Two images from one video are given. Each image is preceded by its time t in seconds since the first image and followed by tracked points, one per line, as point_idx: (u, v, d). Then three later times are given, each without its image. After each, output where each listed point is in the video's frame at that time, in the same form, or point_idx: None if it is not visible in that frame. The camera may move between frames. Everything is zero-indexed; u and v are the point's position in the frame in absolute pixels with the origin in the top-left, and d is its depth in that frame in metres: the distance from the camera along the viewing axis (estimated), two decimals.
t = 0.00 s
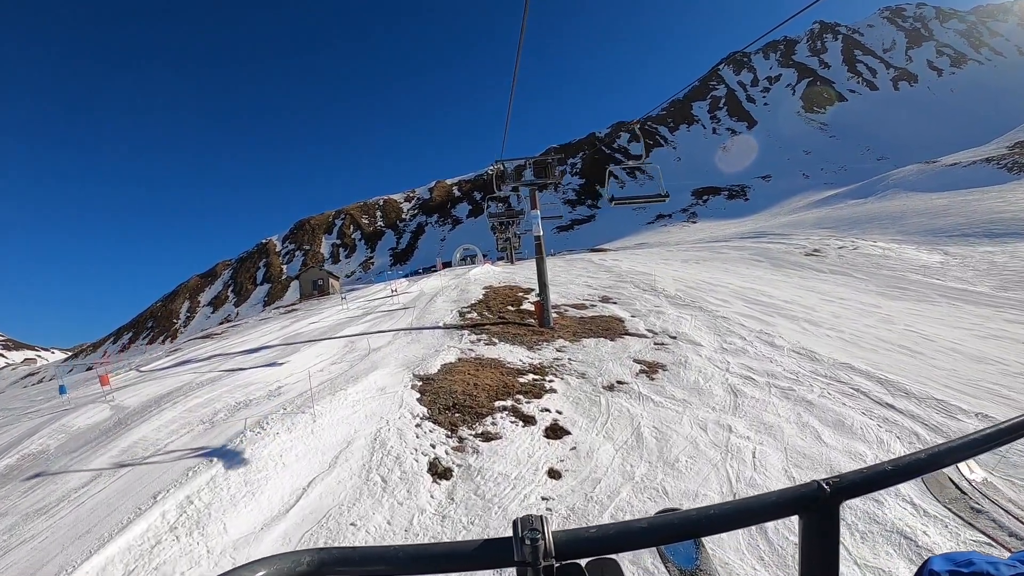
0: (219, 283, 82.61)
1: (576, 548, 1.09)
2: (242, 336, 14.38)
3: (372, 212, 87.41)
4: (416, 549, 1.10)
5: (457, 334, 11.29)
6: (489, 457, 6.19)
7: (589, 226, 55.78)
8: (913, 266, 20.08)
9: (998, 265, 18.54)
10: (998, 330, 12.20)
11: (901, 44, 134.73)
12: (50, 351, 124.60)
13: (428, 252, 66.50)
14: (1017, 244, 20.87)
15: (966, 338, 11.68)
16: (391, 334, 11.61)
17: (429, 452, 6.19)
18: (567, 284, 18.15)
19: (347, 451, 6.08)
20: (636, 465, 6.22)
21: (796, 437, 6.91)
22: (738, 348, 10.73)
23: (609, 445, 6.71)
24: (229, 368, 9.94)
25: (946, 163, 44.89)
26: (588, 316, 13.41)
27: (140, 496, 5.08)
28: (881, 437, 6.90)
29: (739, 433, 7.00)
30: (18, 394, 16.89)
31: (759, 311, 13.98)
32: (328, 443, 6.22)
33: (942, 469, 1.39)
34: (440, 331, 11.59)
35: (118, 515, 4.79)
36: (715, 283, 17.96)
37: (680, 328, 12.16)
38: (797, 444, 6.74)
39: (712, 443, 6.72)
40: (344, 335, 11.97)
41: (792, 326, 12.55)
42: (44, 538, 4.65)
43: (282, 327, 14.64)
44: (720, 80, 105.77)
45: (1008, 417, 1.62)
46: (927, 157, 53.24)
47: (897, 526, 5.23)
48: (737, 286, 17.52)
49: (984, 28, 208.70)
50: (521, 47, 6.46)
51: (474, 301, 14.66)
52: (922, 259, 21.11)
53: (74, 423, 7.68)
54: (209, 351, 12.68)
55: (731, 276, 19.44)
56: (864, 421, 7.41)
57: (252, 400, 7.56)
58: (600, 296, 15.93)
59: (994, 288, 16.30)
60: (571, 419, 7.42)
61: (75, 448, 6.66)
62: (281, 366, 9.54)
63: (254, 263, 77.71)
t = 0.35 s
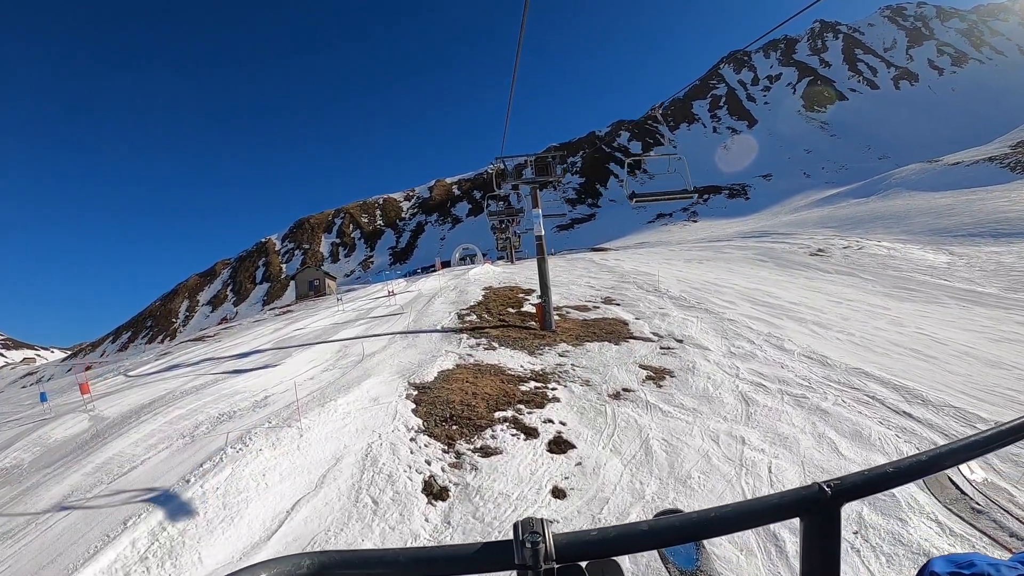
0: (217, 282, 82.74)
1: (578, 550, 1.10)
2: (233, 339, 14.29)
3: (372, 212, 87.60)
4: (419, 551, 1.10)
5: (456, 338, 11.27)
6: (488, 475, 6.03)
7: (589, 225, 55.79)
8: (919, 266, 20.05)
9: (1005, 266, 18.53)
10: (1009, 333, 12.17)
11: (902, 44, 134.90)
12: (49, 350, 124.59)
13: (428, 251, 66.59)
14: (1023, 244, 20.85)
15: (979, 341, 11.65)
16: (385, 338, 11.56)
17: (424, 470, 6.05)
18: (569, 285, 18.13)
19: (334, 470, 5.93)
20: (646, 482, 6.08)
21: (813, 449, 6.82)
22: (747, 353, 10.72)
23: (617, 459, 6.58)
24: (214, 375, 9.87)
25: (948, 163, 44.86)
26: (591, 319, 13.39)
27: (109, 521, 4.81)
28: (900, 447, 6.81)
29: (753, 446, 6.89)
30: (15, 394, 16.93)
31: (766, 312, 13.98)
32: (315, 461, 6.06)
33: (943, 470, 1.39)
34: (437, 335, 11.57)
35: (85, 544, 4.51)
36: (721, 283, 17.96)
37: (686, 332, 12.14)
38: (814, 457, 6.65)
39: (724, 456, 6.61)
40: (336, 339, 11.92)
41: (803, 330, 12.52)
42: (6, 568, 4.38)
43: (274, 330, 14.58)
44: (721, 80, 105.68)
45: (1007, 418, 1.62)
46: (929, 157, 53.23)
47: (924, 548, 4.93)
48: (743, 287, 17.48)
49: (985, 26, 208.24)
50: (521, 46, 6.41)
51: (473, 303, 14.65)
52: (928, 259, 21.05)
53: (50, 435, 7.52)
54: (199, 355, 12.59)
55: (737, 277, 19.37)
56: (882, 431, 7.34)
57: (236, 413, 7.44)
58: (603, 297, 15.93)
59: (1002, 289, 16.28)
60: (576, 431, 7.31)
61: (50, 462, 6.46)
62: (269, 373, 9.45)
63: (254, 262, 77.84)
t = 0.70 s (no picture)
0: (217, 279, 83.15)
1: (578, 551, 1.11)
2: (225, 341, 14.28)
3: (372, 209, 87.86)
4: (421, 553, 1.09)
5: (454, 342, 11.26)
6: (487, 495, 5.80)
7: (589, 223, 55.88)
8: (926, 266, 20.03)
9: (1013, 267, 18.49)
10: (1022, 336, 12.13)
11: (904, 42, 135.22)
12: (49, 347, 124.73)
13: (428, 248, 66.72)
14: None
15: (991, 344, 11.63)
16: (378, 342, 11.51)
17: (419, 489, 5.79)
18: (571, 285, 18.11)
19: (322, 489, 5.65)
20: (656, 500, 5.85)
21: (831, 462, 6.68)
22: (757, 357, 10.69)
23: (624, 473, 6.38)
24: (199, 381, 9.80)
25: (951, 162, 44.81)
26: (595, 320, 13.38)
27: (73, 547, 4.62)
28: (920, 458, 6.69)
29: (768, 459, 6.73)
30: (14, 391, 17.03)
31: (774, 314, 13.99)
32: (301, 479, 5.81)
33: (944, 473, 1.38)
34: (434, 339, 11.51)
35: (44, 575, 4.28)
36: (728, 283, 17.98)
37: (693, 334, 12.09)
38: (833, 470, 6.47)
39: (739, 471, 6.45)
40: (329, 342, 11.90)
41: (813, 331, 12.56)
42: None
43: (267, 331, 14.56)
44: (722, 78, 105.35)
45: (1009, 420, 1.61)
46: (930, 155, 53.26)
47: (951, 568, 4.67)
48: (748, 287, 17.47)
49: (987, 25, 207.54)
50: (521, 46, 6.26)
51: (473, 303, 14.65)
52: (936, 259, 21.00)
53: (27, 446, 7.45)
54: (189, 358, 12.59)
55: (743, 277, 19.35)
56: (901, 442, 7.23)
57: (218, 424, 7.27)
58: (606, 298, 15.91)
59: (1012, 290, 16.25)
60: (580, 443, 7.12)
61: (23, 477, 6.36)
62: (257, 380, 9.34)
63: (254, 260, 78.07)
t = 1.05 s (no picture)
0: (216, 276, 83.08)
1: (578, 549, 1.09)
2: (214, 343, 14.18)
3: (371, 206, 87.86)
4: (418, 552, 1.09)
5: (452, 345, 11.21)
6: (486, 517, 5.44)
7: (589, 221, 55.92)
8: (932, 267, 20.02)
9: (1019, 268, 18.49)
10: None
11: (903, 42, 135.50)
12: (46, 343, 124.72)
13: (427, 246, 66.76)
14: None
15: (1003, 349, 11.60)
16: (369, 347, 11.39)
17: (410, 511, 5.43)
18: (572, 285, 18.07)
19: (305, 512, 5.33)
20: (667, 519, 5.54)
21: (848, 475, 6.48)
22: (766, 362, 10.66)
23: (633, 492, 6.14)
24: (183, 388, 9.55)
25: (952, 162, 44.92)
26: (597, 322, 13.37)
27: None
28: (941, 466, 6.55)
29: (783, 474, 6.52)
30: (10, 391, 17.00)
31: (780, 316, 14.01)
32: (283, 501, 5.48)
33: (942, 469, 1.39)
34: (429, 343, 11.44)
35: None
36: (733, 284, 18.01)
37: (699, 338, 12.05)
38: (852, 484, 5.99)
39: (754, 488, 6.21)
40: (320, 345, 11.86)
41: (823, 335, 12.58)
42: None
43: (258, 333, 14.50)
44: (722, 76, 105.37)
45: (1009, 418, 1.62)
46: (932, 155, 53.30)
47: None
48: (754, 288, 17.45)
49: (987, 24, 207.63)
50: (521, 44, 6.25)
51: (471, 305, 14.62)
52: (939, 260, 21.04)
53: None
54: (178, 361, 12.47)
55: (746, 277, 19.35)
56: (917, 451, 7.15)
57: (197, 437, 6.99)
58: (608, 299, 15.88)
59: (1019, 292, 16.25)
60: (585, 458, 6.89)
61: None
62: (243, 387, 9.09)
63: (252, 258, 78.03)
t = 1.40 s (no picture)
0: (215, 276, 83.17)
1: (575, 545, 1.10)
2: (204, 348, 13.94)
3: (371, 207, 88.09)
4: (415, 550, 1.09)
5: (450, 353, 10.99)
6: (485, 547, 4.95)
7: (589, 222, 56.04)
8: (940, 271, 19.98)
9: None
10: None
11: (904, 45, 136.09)
12: (48, 343, 125.28)
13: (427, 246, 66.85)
14: None
15: (1017, 356, 11.55)
16: (362, 355, 11.09)
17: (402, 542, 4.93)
18: (574, 288, 18.04)
19: (286, 542, 4.84)
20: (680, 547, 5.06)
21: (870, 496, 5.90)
22: (777, 371, 10.55)
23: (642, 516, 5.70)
24: (168, 396, 9.15)
25: (954, 164, 44.93)
26: (601, 328, 13.33)
27: None
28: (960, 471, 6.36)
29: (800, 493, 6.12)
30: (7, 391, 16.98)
31: (789, 322, 13.96)
32: (263, 531, 5.01)
33: (941, 468, 1.38)
34: (425, 350, 11.24)
35: None
36: (739, 287, 18.01)
37: (707, 346, 11.98)
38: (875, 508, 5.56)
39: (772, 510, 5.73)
40: (315, 350, 11.74)
41: (832, 341, 12.57)
42: None
43: (250, 338, 14.32)
44: (723, 78, 105.74)
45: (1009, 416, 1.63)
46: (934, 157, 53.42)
47: None
48: (760, 292, 17.40)
49: (989, 27, 207.73)
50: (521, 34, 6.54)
51: (469, 309, 14.56)
52: (946, 263, 21.00)
53: None
54: (166, 366, 12.17)
55: (751, 280, 19.33)
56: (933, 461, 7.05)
57: (175, 454, 6.55)
58: (611, 303, 15.85)
59: None
60: (593, 479, 6.50)
61: None
62: (228, 398, 8.68)
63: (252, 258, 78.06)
